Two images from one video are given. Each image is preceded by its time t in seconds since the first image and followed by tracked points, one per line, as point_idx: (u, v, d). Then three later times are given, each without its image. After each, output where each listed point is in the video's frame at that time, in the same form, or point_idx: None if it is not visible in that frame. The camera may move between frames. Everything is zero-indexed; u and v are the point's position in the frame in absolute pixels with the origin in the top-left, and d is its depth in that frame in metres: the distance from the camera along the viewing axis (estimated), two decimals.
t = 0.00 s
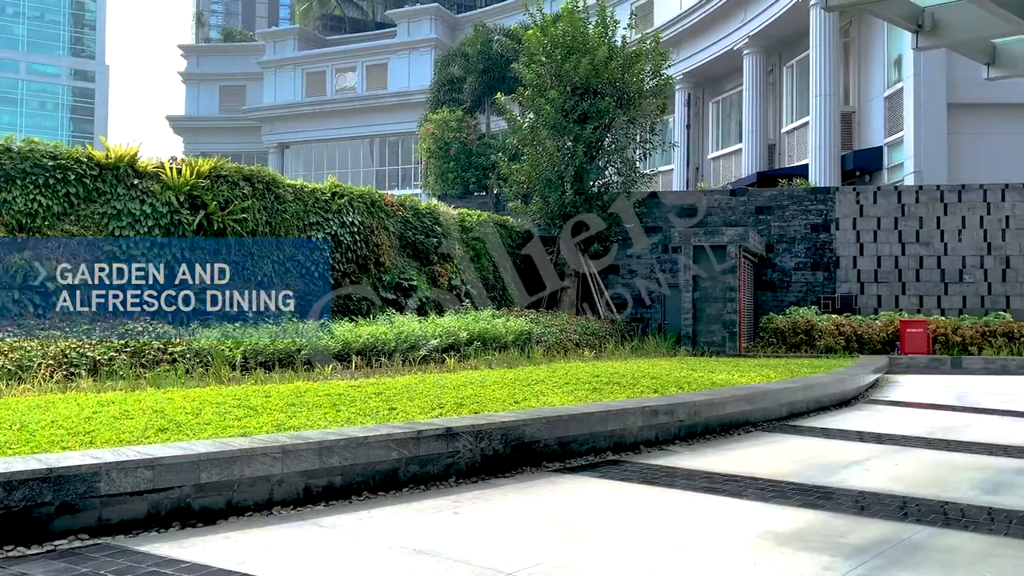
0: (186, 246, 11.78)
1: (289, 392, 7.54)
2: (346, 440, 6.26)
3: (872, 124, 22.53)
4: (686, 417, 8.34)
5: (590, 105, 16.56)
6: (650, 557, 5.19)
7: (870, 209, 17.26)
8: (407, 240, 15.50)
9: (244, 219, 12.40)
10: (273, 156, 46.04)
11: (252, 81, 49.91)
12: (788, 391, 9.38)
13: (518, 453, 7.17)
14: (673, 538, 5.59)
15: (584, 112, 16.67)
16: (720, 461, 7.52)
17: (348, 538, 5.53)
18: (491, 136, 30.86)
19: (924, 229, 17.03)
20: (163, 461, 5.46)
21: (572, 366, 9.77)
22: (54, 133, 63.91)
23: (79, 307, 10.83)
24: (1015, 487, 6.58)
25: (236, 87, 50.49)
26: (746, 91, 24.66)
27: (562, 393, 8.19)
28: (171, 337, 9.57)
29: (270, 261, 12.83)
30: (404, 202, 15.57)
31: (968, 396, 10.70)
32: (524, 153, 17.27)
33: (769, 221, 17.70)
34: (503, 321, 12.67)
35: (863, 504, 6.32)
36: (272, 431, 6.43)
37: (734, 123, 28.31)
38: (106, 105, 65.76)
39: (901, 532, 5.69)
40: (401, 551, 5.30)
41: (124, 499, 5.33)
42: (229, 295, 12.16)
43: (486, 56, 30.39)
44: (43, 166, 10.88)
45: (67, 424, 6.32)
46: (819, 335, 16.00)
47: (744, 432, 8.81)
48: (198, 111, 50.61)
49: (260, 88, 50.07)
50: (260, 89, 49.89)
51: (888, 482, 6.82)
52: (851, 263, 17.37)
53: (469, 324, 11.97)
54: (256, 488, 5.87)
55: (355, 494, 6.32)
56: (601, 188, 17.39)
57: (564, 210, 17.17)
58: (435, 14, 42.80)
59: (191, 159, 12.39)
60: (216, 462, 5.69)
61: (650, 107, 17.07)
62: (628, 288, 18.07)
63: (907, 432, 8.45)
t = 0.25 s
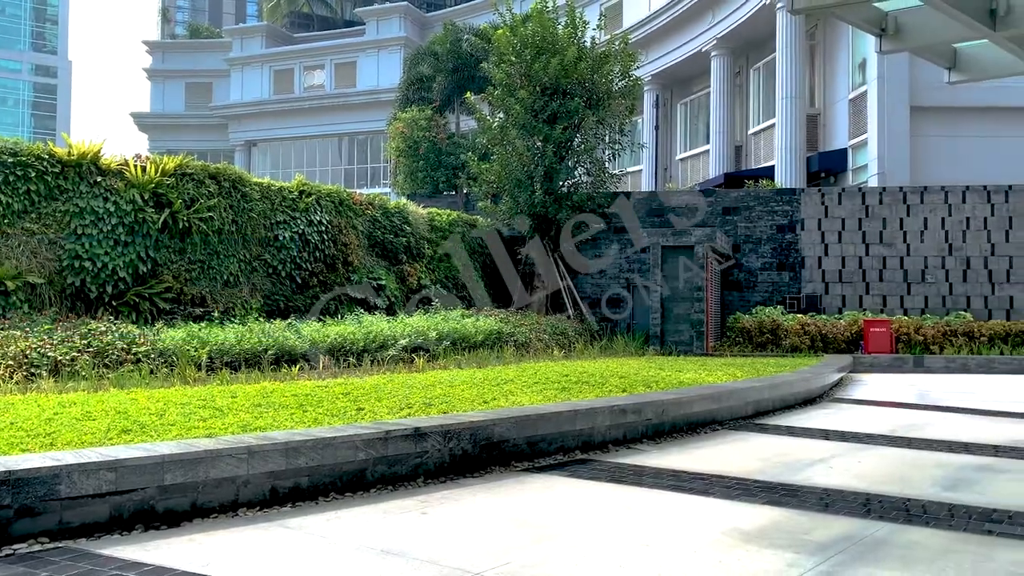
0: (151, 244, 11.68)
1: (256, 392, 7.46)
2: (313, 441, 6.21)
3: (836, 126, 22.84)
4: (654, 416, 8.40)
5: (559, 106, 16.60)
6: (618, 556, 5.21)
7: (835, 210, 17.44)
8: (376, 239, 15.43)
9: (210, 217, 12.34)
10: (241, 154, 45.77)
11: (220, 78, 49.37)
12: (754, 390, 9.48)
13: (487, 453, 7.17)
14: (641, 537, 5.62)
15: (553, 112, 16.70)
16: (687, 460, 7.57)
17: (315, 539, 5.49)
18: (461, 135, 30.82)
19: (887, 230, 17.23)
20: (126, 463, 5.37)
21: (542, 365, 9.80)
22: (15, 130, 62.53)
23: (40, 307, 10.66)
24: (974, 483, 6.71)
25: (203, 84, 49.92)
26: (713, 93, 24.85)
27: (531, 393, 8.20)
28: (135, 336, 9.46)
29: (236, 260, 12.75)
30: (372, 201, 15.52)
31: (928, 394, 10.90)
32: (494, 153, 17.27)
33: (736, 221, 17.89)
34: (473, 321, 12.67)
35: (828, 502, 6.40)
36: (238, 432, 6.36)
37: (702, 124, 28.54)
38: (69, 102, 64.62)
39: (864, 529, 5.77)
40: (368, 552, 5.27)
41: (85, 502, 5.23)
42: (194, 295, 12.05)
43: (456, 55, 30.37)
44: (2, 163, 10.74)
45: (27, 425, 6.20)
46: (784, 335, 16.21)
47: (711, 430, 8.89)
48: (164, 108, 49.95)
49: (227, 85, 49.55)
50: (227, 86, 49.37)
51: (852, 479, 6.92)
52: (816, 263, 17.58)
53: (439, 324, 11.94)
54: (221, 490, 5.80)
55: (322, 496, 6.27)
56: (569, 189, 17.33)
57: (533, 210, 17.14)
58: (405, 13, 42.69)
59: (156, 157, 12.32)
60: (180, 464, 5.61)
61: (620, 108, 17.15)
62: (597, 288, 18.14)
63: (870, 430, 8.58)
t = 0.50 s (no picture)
0: (110, 242, 11.50)
1: (218, 393, 7.38)
2: (276, 442, 6.15)
3: (798, 127, 23.17)
4: (619, 415, 8.45)
5: (526, 105, 16.65)
6: (583, 555, 5.22)
7: (797, 211, 17.68)
8: (341, 237, 15.35)
9: (172, 215, 12.20)
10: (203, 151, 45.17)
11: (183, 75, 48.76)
12: (717, 388, 9.59)
13: (452, 452, 7.16)
14: (605, 534, 5.65)
15: (519, 112, 16.76)
16: (651, 458, 7.63)
17: (277, 540, 5.44)
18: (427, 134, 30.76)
19: (848, 230, 17.47)
20: (83, 464, 5.26)
21: (507, 364, 9.84)
22: None
23: None
24: (931, 479, 6.84)
25: (165, 80, 49.27)
26: (678, 94, 25.05)
27: (497, 392, 8.21)
28: (94, 336, 9.30)
29: (198, 259, 12.63)
30: (337, 199, 15.41)
31: (888, 392, 11.10)
32: (460, 151, 17.25)
33: (700, 221, 18.11)
34: (439, 320, 12.67)
35: (789, 498, 6.49)
36: (199, 433, 6.28)
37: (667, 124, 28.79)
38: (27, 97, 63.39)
39: (824, 524, 5.86)
40: (331, 553, 5.23)
41: (41, 505, 5.12)
42: (155, 293, 11.92)
43: (422, 53, 30.28)
44: None
45: None
46: (748, 333, 16.40)
47: (675, 428, 8.97)
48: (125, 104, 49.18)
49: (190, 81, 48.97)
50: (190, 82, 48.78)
51: (813, 476, 7.02)
52: (778, 263, 17.80)
53: (405, 323, 11.92)
54: (182, 491, 5.71)
55: (285, 497, 6.22)
56: (536, 188, 17.35)
57: (500, 209, 17.15)
58: (370, 10, 42.62)
59: (116, 153, 12.12)
60: (140, 465, 5.51)
61: (586, 108, 17.22)
62: (564, 287, 18.22)
63: (831, 427, 8.71)
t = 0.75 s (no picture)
0: (77, 240, 11.32)
1: (187, 393, 7.29)
2: (246, 442, 6.10)
3: (770, 129, 23.40)
4: (591, 413, 8.47)
5: (499, 104, 16.65)
6: (555, 554, 5.22)
7: (767, 211, 17.84)
8: (312, 236, 15.26)
9: (140, 213, 12.05)
10: (173, 148, 44.68)
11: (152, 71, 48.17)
12: (689, 386, 9.66)
13: (424, 452, 7.14)
14: (577, 534, 5.66)
15: (493, 111, 16.77)
16: (623, 456, 7.66)
17: (247, 541, 5.39)
18: (400, 132, 30.65)
19: (817, 230, 17.65)
20: (48, 466, 5.16)
21: (480, 364, 9.84)
22: None
23: None
24: (898, 476, 6.94)
25: (134, 77, 48.64)
26: (651, 94, 25.20)
27: (470, 392, 8.20)
28: (60, 336, 9.14)
29: (168, 258, 12.51)
30: (308, 198, 15.31)
31: (856, 390, 11.24)
32: (433, 150, 17.20)
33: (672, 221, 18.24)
34: (411, 320, 12.64)
35: (759, 496, 6.55)
36: (168, 434, 6.21)
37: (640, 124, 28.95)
38: None
39: (794, 521, 5.92)
40: (302, 554, 5.19)
41: (5, 508, 5.01)
42: (123, 293, 11.76)
43: (394, 52, 30.12)
44: None
45: None
46: (719, 332, 16.53)
47: (647, 427, 9.02)
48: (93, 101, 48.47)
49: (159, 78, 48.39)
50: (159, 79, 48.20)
51: (783, 473, 7.09)
52: (749, 263, 17.95)
53: (377, 323, 11.87)
54: (150, 493, 5.64)
55: (255, 498, 6.16)
56: (509, 187, 17.37)
57: (473, 208, 17.12)
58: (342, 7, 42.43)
59: (82, 150, 11.92)
60: (106, 467, 5.43)
61: (558, 108, 17.25)
62: (536, 285, 18.27)
63: (801, 425, 8.80)
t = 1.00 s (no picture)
0: (44, 239, 11.14)
1: (156, 394, 7.22)
2: (215, 443, 6.04)
3: (741, 129, 23.58)
4: (565, 412, 8.49)
5: (473, 103, 16.63)
6: (528, 553, 5.23)
7: (739, 211, 17.98)
8: (284, 236, 15.15)
9: (109, 212, 11.89)
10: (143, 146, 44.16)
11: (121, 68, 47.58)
12: (662, 385, 9.71)
13: (397, 452, 7.13)
14: (550, 532, 5.68)
15: (466, 110, 16.72)
16: (595, 455, 7.70)
17: (217, 543, 5.33)
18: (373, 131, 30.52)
19: (788, 230, 17.83)
20: (13, 469, 5.07)
21: (453, 364, 9.83)
22: None
23: None
24: (867, 473, 7.02)
25: (102, 74, 48.01)
26: (624, 94, 25.31)
27: (443, 392, 8.18)
28: (26, 336, 8.99)
29: (137, 257, 12.37)
30: (280, 196, 15.22)
31: (826, 389, 11.37)
32: (406, 149, 17.14)
33: (646, 221, 18.32)
34: (384, 319, 12.59)
35: (731, 493, 6.60)
36: (137, 435, 6.13)
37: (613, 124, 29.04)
38: None
39: (765, 519, 5.97)
40: (273, 556, 5.16)
41: None
42: (91, 292, 11.60)
43: (368, 50, 29.94)
44: None
45: None
46: (691, 331, 16.65)
47: (620, 425, 9.05)
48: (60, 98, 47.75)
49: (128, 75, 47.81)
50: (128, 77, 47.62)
51: (754, 471, 7.15)
52: (721, 262, 18.08)
53: (349, 323, 11.82)
54: (118, 495, 5.56)
55: (226, 499, 6.11)
56: (483, 187, 17.36)
57: (447, 207, 17.07)
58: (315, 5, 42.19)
59: (49, 148, 11.73)
60: (73, 469, 5.34)
61: (532, 107, 17.25)
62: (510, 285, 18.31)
63: (771, 423, 8.89)
